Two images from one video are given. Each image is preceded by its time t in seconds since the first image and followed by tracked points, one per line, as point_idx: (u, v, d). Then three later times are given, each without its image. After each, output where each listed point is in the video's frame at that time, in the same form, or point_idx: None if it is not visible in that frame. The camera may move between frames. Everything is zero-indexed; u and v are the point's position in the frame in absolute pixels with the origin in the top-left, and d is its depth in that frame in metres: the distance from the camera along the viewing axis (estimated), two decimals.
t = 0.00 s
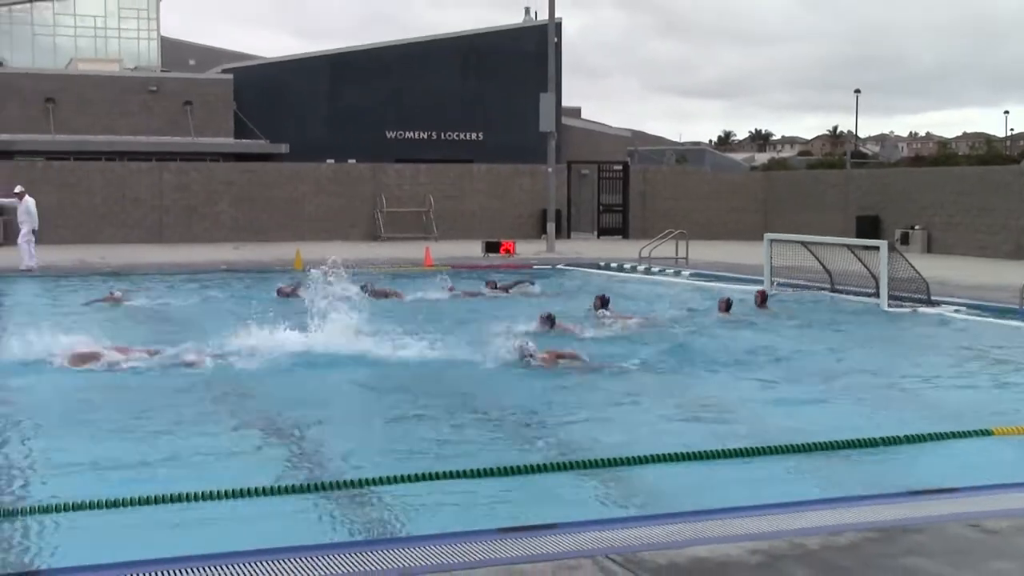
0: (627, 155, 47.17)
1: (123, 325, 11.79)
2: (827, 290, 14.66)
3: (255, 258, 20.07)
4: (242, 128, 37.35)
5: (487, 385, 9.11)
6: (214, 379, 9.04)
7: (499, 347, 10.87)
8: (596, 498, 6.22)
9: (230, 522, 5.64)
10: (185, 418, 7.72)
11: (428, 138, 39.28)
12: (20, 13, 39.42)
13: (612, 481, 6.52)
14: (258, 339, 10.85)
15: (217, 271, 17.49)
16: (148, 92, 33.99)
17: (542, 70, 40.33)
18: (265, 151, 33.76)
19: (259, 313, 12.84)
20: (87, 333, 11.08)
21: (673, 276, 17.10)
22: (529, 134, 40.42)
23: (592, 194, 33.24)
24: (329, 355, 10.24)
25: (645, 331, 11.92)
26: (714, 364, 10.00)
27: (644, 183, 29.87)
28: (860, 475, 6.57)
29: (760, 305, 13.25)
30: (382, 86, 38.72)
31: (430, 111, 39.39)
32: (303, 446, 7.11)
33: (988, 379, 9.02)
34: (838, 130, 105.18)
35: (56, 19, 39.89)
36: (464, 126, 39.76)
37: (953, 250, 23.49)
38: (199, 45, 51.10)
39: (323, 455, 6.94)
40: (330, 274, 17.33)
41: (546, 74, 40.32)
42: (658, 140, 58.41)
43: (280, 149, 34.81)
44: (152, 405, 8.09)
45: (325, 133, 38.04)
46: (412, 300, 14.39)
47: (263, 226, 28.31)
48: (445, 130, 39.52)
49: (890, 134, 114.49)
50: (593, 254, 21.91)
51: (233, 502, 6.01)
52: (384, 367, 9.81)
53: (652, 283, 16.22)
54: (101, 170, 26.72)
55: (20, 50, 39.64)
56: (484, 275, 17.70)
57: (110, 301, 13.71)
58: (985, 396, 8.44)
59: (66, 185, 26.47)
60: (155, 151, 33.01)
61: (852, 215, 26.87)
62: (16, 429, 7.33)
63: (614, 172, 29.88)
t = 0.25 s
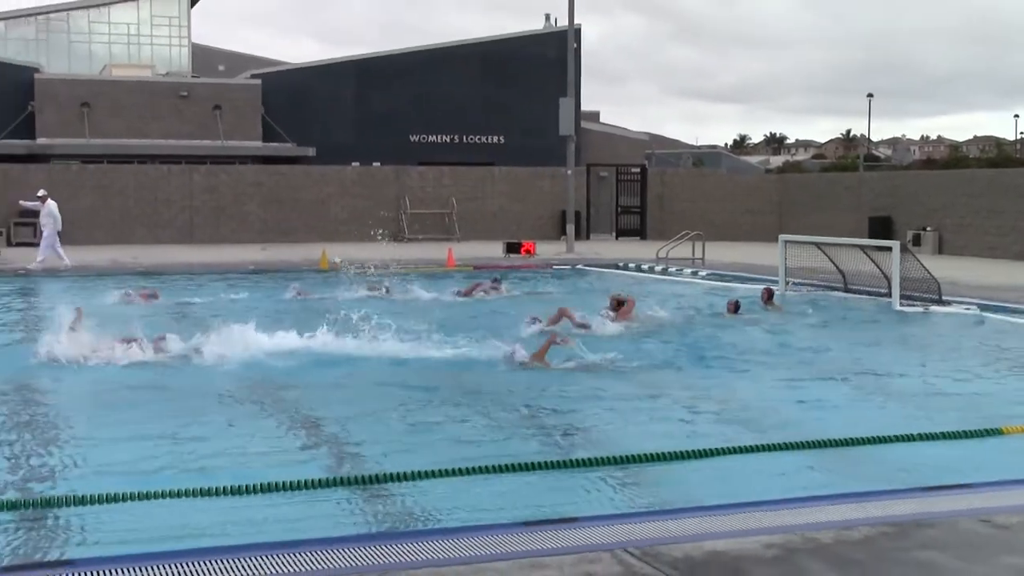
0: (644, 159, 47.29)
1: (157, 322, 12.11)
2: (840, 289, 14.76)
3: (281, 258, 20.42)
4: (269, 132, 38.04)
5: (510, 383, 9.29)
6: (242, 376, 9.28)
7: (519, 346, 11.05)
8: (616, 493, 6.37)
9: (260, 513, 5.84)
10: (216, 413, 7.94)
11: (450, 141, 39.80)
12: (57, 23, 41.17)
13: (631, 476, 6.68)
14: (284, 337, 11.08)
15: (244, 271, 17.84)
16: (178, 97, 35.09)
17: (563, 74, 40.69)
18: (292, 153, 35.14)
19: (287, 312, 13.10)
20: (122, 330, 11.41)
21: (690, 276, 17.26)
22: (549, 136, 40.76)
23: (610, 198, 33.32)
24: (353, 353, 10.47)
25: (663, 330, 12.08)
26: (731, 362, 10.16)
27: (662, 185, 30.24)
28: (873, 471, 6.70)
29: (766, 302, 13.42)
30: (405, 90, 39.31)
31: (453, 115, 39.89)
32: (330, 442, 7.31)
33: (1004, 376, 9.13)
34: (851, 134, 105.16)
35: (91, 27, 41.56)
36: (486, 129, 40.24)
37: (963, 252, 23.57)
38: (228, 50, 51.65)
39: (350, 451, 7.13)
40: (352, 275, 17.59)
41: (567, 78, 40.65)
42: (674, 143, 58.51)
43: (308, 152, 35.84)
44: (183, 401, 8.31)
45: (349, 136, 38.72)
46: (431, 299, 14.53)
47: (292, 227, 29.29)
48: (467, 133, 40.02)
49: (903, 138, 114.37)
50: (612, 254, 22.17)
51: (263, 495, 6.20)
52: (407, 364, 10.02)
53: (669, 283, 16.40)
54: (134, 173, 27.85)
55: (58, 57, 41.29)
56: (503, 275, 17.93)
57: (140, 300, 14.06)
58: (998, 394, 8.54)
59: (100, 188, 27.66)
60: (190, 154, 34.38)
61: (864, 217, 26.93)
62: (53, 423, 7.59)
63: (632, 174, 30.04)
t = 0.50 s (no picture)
0: (661, 160, 47.41)
1: (186, 321, 12.39)
2: (852, 289, 14.89)
3: (306, 259, 20.72)
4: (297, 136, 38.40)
5: (531, 381, 9.48)
6: (269, 374, 9.51)
7: (538, 345, 11.24)
8: (633, 488, 6.54)
9: (287, 507, 6.03)
10: (243, 411, 8.16)
11: (472, 144, 40.80)
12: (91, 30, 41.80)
13: (647, 472, 6.84)
14: (309, 338, 11.32)
15: (270, 272, 18.13)
16: (207, 102, 35.65)
17: (580, 81, 41.92)
18: (318, 156, 36.00)
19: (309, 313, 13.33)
20: (153, 330, 11.70)
21: (705, 276, 17.44)
22: (564, 142, 41.88)
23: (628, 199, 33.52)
24: (377, 352, 10.69)
25: (681, 329, 12.24)
26: (748, 361, 10.32)
27: (678, 188, 30.57)
28: (884, 468, 6.84)
29: (777, 299, 13.64)
30: (429, 94, 40.17)
31: (474, 119, 40.86)
32: (355, 439, 7.51)
33: (1018, 376, 9.25)
34: (863, 138, 104.99)
35: (124, 34, 42.31)
36: (506, 133, 41.28)
37: (974, 253, 23.64)
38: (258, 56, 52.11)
39: (374, 447, 7.32)
40: (375, 275, 17.82)
41: (584, 84, 41.88)
42: (690, 145, 58.62)
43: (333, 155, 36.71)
44: (211, 398, 8.54)
45: (375, 140, 39.43)
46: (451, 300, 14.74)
47: (318, 228, 29.82)
48: (488, 137, 41.04)
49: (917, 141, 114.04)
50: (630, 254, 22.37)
51: (290, 489, 6.39)
52: (430, 362, 10.23)
53: (685, 283, 16.57)
54: (166, 175, 28.19)
55: (92, 64, 41.89)
56: (523, 275, 18.15)
57: (169, 301, 14.35)
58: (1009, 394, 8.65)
59: (133, 190, 27.97)
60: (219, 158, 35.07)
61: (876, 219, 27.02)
62: (87, 421, 7.82)
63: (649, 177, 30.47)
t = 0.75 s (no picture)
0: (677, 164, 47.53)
1: (213, 319, 12.64)
2: (865, 289, 14.99)
3: (330, 259, 20.96)
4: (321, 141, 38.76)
5: (550, 379, 9.64)
6: (294, 373, 9.72)
7: (557, 344, 11.42)
8: (650, 484, 6.69)
9: (312, 501, 6.21)
10: (269, 408, 8.36)
11: (493, 148, 41.09)
12: (125, 37, 42.37)
13: (665, 468, 7.00)
14: (333, 338, 11.53)
15: (295, 272, 18.38)
16: (236, 107, 36.03)
17: (599, 85, 42.08)
18: (343, 160, 36.50)
19: (332, 313, 13.56)
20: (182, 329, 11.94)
21: (721, 276, 17.57)
22: (583, 146, 42.13)
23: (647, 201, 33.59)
24: (399, 351, 10.88)
25: (698, 329, 12.38)
26: (763, 359, 10.46)
27: (694, 191, 30.62)
28: (896, 465, 6.97)
29: (789, 301, 13.55)
30: (451, 100, 40.46)
31: (495, 123, 41.11)
32: (379, 436, 7.69)
33: None
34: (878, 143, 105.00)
35: (155, 41, 42.76)
36: (526, 137, 41.50)
37: (986, 254, 23.69)
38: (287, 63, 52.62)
39: (397, 444, 7.49)
40: (399, 274, 18.06)
41: (603, 89, 42.01)
42: (707, 150, 58.71)
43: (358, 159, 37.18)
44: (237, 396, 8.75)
45: (399, 144, 39.79)
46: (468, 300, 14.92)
47: (343, 230, 30.11)
48: (508, 140, 41.31)
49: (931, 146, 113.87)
50: (648, 255, 22.53)
51: (317, 482, 6.56)
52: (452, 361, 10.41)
53: (702, 283, 16.70)
54: (197, 178, 28.56)
55: (126, 71, 42.42)
56: (542, 275, 18.33)
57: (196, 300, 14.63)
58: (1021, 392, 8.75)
59: (165, 193, 28.35)
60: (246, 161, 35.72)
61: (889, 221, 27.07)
62: (117, 418, 8.04)
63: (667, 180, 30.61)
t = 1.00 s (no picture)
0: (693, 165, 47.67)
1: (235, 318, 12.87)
2: (876, 289, 15.10)
3: (349, 260, 21.22)
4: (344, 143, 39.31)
5: (566, 377, 9.80)
6: (315, 371, 9.91)
7: (574, 343, 11.60)
8: (665, 479, 6.84)
9: (336, 495, 6.39)
10: (291, 406, 8.55)
11: (512, 151, 41.29)
12: (153, 43, 43.59)
13: (680, 464, 7.15)
14: (354, 337, 11.75)
15: (316, 272, 18.64)
16: (261, 111, 36.46)
17: (615, 91, 42.18)
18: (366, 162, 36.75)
19: (349, 313, 13.78)
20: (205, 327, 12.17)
21: (735, 276, 17.71)
22: (603, 149, 42.19)
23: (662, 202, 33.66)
24: (418, 350, 11.07)
25: (713, 328, 12.55)
26: (776, 358, 10.60)
27: (709, 193, 30.69)
28: (906, 462, 7.11)
29: (799, 301, 13.85)
30: (470, 103, 40.74)
31: (515, 126, 41.35)
32: (399, 433, 7.86)
33: None
34: (890, 145, 104.84)
35: (183, 46, 43.95)
36: (545, 140, 41.63)
37: (997, 255, 23.74)
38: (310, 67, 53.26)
39: (418, 440, 7.68)
40: (420, 275, 18.29)
41: (620, 94, 42.07)
42: (722, 152, 58.82)
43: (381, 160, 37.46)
44: (260, 394, 8.94)
45: (420, 147, 40.22)
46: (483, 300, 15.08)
47: (366, 232, 30.32)
48: (527, 144, 41.51)
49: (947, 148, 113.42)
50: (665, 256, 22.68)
51: (339, 477, 6.75)
52: (470, 359, 10.59)
53: (716, 283, 16.85)
54: (223, 180, 28.86)
55: (153, 75, 43.65)
56: (558, 275, 18.51)
57: (218, 300, 14.87)
58: None
59: (191, 196, 28.67)
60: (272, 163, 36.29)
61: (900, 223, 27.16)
62: (146, 415, 8.26)
63: (681, 181, 30.66)
